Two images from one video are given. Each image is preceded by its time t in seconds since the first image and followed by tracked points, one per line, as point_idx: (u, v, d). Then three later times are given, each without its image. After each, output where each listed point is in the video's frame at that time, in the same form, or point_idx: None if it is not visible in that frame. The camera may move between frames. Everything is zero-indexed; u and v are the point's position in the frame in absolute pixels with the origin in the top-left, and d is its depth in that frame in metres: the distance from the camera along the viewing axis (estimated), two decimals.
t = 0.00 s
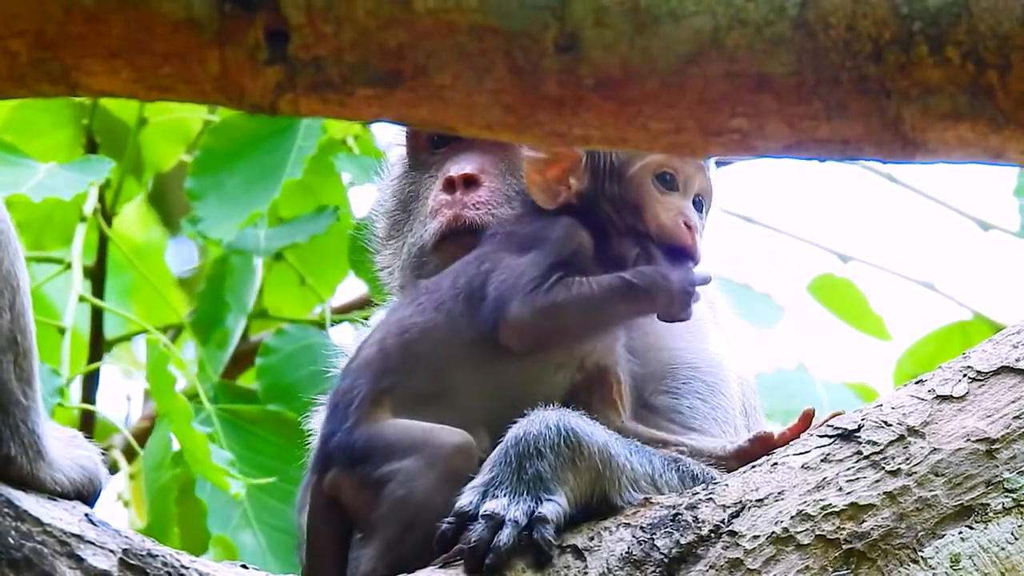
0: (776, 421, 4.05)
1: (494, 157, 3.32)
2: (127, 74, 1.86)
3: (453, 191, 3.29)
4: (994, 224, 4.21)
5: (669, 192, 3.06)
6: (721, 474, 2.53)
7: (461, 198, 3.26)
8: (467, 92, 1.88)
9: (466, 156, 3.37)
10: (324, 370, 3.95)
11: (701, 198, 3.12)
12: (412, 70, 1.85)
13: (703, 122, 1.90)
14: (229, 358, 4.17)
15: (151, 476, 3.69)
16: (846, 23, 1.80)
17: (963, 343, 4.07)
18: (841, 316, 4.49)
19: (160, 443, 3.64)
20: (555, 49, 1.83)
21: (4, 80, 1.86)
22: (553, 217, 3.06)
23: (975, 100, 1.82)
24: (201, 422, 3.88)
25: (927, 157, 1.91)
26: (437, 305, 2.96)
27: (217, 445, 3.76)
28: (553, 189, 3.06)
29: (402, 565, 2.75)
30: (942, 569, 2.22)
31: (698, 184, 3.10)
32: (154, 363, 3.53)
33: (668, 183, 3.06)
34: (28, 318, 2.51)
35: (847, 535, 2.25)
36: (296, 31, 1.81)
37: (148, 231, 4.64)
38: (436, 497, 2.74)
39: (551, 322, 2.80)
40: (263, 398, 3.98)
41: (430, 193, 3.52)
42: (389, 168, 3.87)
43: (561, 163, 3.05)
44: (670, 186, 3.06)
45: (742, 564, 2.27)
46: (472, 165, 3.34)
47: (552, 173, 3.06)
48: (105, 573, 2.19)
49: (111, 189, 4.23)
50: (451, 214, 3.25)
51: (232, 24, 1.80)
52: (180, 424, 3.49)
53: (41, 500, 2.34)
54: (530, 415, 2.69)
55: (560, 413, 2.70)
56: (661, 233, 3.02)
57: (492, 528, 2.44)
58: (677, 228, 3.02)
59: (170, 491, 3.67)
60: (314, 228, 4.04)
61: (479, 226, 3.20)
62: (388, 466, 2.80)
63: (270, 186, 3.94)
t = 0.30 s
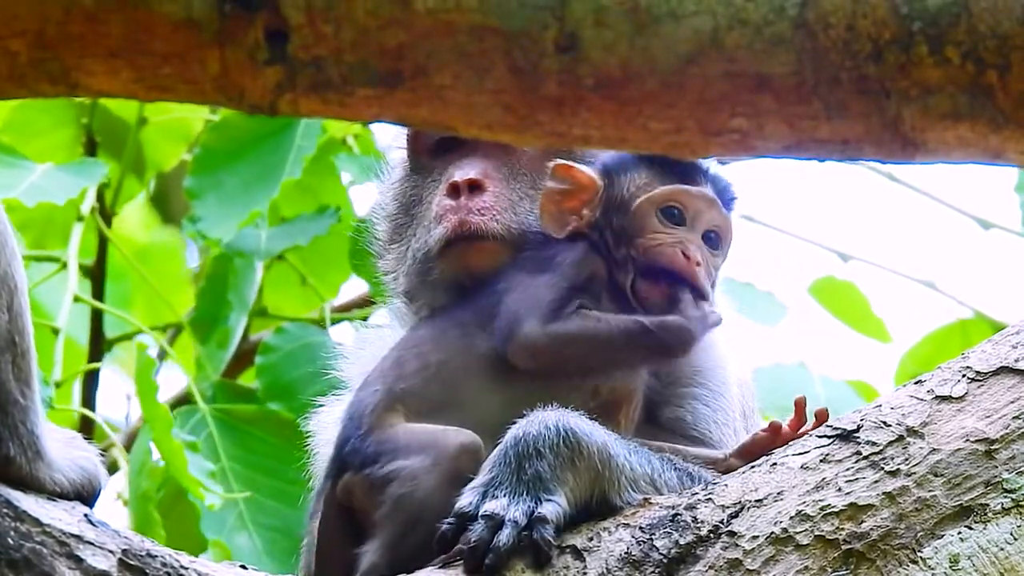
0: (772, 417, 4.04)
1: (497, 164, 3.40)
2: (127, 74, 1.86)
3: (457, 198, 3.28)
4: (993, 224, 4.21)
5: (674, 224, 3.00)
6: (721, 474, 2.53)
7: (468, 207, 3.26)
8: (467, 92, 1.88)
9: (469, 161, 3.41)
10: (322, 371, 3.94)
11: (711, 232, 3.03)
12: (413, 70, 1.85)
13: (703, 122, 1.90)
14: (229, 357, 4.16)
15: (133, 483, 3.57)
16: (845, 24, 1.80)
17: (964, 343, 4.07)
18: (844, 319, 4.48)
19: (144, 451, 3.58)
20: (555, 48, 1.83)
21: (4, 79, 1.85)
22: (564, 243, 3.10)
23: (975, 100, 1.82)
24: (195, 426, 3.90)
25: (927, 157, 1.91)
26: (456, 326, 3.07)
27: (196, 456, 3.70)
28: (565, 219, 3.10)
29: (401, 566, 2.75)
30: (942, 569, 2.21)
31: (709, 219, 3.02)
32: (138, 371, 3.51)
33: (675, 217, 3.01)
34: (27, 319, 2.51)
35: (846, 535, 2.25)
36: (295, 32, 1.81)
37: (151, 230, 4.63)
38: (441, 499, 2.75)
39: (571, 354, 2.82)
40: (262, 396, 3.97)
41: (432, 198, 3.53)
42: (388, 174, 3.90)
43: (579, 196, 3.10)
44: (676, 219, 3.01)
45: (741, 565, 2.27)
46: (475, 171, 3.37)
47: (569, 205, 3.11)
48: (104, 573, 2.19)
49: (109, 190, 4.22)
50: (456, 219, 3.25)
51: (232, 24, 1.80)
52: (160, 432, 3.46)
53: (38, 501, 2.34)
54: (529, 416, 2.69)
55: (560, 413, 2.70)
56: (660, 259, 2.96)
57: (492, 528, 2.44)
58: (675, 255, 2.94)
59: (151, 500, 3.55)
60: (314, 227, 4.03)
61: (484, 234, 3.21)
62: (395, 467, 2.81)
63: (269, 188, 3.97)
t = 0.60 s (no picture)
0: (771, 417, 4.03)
1: (497, 168, 3.38)
2: (127, 74, 1.86)
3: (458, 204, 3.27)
4: (991, 222, 4.21)
5: (692, 222, 3.13)
6: (720, 475, 2.53)
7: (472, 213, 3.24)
8: (467, 92, 1.88)
9: (471, 167, 3.36)
10: (322, 372, 3.95)
11: (727, 228, 3.15)
12: (412, 70, 1.85)
13: (703, 122, 1.90)
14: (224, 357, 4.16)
15: (137, 490, 3.57)
16: (845, 24, 1.80)
17: (962, 340, 4.06)
18: (839, 313, 4.48)
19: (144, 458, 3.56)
20: (555, 48, 1.83)
21: (4, 79, 1.85)
22: (579, 238, 3.18)
23: (975, 100, 1.82)
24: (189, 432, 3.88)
25: (927, 157, 1.91)
26: (458, 330, 3.07)
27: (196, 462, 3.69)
28: (582, 212, 3.19)
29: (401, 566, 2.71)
30: (942, 569, 2.21)
31: (725, 215, 3.15)
32: (141, 379, 3.52)
33: (693, 212, 3.14)
34: (27, 319, 2.51)
35: (847, 535, 2.25)
36: (295, 32, 1.81)
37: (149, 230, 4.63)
38: (441, 500, 2.74)
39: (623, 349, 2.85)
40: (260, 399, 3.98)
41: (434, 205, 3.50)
42: (387, 181, 3.88)
43: (591, 188, 3.19)
44: (694, 215, 3.14)
45: (741, 564, 2.27)
46: (476, 176, 3.35)
47: (582, 198, 3.20)
48: (105, 573, 2.19)
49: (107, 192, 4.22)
50: (457, 225, 3.23)
51: (232, 25, 1.81)
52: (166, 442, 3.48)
53: (38, 501, 2.34)
54: (530, 415, 2.69)
55: (561, 413, 2.70)
56: (682, 260, 3.09)
57: (492, 527, 2.44)
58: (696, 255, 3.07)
59: (156, 506, 3.57)
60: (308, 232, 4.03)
61: (484, 239, 3.21)
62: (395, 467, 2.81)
63: (270, 192, 3.95)
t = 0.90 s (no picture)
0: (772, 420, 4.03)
1: (503, 171, 3.37)
2: (127, 74, 1.85)
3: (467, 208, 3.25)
4: (993, 227, 4.21)
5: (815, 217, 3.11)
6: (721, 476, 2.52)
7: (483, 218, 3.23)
8: (467, 92, 1.88)
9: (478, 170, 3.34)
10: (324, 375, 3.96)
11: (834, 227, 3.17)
12: (413, 70, 1.85)
13: (703, 122, 1.90)
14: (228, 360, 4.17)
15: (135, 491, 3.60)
16: (845, 24, 1.80)
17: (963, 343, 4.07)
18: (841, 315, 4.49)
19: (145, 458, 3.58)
20: (555, 48, 1.83)
21: (4, 80, 1.85)
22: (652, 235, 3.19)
23: (975, 100, 1.82)
24: (194, 434, 3.89)
25: (927, 157, 1.91)
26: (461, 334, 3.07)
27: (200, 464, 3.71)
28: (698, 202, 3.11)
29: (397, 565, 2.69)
30: (941, 569, 2.22)
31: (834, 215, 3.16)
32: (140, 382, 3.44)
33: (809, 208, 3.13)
34: (28, 319, 2.51)
35: (847, 535, 2.25)
36: (295, 32, 1.82)
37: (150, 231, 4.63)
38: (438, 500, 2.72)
39: (780, 334, 2.87)
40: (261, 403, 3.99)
41: (438, 208, 3.46)
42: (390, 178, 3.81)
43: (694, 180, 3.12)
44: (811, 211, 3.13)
45: (741, 564, 2.27)
46: (483, 180, 3.33)
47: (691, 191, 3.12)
48: (105, 573, 2.19)
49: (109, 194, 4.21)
50: (464, 230, 3.21)
51: (232, 25, 1.81)
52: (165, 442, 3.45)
53: (37, 501, 2.34)
54: (531, 413, 2.69)
55: (562, 412, 2.70)
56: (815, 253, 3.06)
57: (490, 525, 2.45)
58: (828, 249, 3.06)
59: (154, 508, 3.60)
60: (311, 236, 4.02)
61: (489, 244, 3.20)
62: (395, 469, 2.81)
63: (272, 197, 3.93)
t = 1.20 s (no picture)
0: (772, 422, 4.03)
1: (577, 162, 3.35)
2: (127, 74, 1.85)
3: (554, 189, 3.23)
4: (993, 231, 4.21)
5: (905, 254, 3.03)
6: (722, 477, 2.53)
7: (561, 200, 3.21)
8: (466, 92, 1.87)
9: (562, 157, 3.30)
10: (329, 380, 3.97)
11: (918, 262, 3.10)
12: (412, 70, 1.85)
13: (703, 122, 1.90)
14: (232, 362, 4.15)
15: (140, 494, 3.61)
16: (845, 24, 1.80)
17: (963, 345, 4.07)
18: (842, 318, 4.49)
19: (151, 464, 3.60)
20: (555, 48, 1.83)
21: (4, 79, 1.84)
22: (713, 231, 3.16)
23: (975, 101, 1.82)
24: (195, 437, 3.89)
25: (926, 157, 1.90)
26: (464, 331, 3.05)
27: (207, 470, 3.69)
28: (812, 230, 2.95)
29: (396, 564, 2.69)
30: (941, 569, 2.22)
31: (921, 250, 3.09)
32: (147, 384, 3.48)
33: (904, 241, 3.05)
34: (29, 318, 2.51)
35: (846, 535, 2.25)
36: (295, 31, 1.82)
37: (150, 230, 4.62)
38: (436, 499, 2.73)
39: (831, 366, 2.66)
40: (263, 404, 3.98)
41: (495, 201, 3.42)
42: (425, 154, 3.63)
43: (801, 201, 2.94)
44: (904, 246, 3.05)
45: (741, 565, 2.27)
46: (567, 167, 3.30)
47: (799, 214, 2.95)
48: (104, 573, 2.19)
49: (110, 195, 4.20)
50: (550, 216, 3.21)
51: (231, 25, 1.81)
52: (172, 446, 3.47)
53: (37, 501, 2.33)
54: (533, 412, 2.69)
55: (564, 412, 2.69)
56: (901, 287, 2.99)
57: (490, 525, 2.45)
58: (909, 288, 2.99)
59: (158, 511, 3.59)
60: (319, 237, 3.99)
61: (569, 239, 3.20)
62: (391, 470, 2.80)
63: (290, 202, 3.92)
